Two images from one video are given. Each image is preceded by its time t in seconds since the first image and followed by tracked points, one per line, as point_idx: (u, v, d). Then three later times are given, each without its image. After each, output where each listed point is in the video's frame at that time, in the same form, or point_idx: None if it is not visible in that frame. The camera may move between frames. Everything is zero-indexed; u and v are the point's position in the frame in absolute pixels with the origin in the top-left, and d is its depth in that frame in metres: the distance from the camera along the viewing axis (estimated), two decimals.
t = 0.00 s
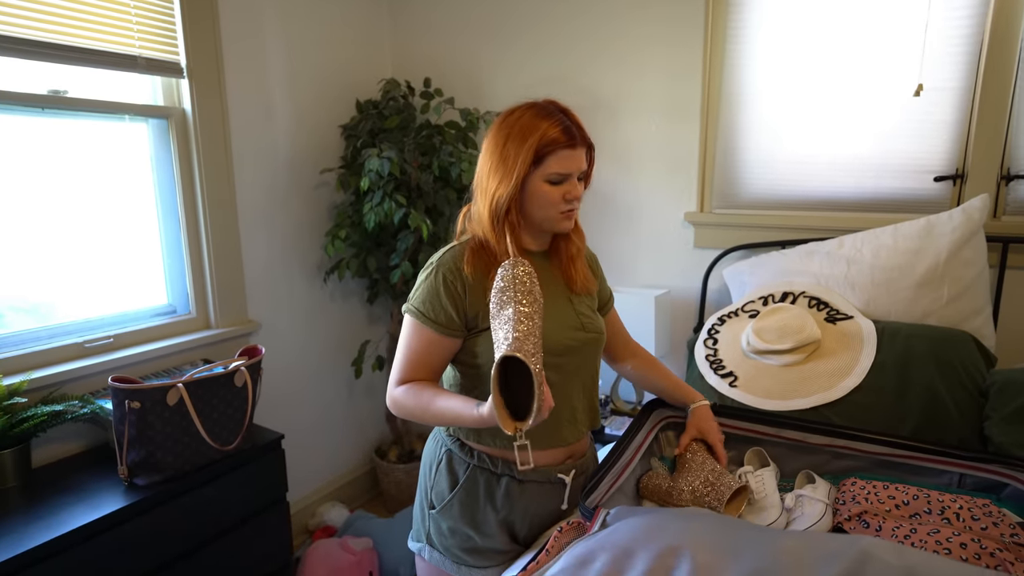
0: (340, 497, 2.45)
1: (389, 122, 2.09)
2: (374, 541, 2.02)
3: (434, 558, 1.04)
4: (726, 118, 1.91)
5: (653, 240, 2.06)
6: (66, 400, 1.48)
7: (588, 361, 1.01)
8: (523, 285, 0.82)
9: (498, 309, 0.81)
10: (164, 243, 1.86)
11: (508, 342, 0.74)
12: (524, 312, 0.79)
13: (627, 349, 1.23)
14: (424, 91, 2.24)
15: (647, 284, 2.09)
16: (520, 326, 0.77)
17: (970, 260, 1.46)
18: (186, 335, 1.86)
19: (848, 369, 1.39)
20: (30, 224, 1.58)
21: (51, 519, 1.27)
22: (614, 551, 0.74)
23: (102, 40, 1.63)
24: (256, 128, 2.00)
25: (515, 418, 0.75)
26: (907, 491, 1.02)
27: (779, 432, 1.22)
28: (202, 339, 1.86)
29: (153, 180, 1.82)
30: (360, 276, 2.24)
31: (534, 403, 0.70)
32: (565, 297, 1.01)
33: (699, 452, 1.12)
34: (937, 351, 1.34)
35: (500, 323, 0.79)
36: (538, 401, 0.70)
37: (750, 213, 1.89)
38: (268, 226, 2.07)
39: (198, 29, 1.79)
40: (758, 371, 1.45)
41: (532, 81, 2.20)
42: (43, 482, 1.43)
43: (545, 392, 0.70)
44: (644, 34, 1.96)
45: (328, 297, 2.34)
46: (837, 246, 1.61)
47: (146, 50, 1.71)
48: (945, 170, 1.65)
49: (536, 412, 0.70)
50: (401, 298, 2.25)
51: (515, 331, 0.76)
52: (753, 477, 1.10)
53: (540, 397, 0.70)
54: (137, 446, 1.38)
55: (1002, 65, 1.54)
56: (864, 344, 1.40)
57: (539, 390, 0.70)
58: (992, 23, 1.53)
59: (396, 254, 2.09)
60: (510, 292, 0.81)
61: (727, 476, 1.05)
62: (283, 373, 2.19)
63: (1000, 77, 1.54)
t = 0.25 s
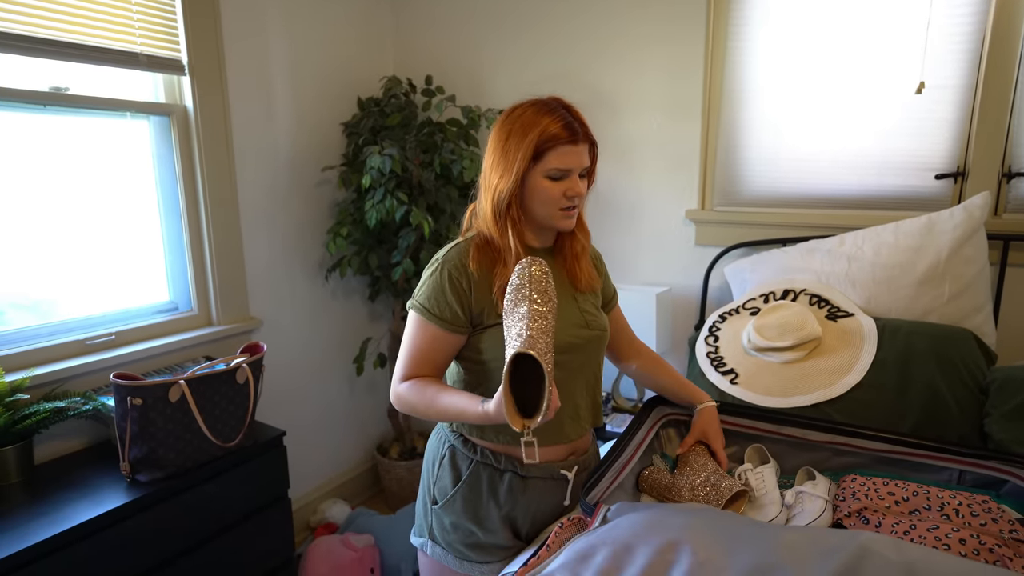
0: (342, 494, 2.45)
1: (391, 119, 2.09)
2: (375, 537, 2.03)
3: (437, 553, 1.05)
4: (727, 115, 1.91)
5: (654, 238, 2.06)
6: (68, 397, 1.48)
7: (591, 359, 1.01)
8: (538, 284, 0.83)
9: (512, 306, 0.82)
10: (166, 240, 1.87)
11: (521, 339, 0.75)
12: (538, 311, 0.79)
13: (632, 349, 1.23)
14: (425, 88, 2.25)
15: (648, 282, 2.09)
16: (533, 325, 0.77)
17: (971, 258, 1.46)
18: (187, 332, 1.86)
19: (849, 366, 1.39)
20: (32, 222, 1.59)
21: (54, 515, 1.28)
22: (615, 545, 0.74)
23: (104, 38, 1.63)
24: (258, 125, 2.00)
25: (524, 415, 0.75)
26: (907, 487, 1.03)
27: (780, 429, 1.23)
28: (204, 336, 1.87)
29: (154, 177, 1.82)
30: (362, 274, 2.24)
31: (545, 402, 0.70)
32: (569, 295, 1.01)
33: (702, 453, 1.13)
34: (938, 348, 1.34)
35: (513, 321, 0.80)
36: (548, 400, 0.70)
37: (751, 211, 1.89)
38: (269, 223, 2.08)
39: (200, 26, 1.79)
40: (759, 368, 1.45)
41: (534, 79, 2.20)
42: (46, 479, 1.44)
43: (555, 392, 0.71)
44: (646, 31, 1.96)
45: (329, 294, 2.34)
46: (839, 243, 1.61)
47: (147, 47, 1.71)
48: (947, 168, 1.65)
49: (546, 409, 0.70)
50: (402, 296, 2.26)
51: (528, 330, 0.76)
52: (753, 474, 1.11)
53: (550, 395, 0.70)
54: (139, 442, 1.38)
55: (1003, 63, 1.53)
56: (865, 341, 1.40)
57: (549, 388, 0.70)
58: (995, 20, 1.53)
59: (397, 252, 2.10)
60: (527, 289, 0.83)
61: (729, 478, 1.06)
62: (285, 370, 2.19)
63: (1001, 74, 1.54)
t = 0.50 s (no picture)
0: (343, 492, 2.46)
1: (391, 118, 2.10)
2: (376, 535, 2.04)
3: (437, 549, 1.06)
4: (727, 114, 1.91)
5: (655, 236, 2.06)
6: (70, 395, 1.49)
7: (592, 358, 1.01)
8: (544, 287, 0.84)
9: (518, 308, 0.83)
10: (166, 239, 1.87)
11: (527, 341, 0.75)
12: (544, 313, 0.80)
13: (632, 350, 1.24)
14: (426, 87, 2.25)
15: (648, 280, 2.10)
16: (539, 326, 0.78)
17: (970, 256, 1.46)
18: (188, 331, 1.87)
19: (848, 364, 1.39)
20: (34, 220, 1.60)
21: (56, 513, 1.29)
22: (614, 540, 0.75)
23: (105, 36, 1.64)
24: (259, 123, 2.01)
25: (528, 415, 0.75)
26: (905, 484, 1.04)
27: (779, 426, 1.23)
28: (205, 335, 1.87)
29: (155, 176, 1.83)
30: (363, 272, 2.25)
31: (549, 403, 0.70)
32: (570, 294, 1.01)
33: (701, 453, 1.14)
34: (937, 346, 1.35)
35: (519, 322, 0.81)
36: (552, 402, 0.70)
37: (751, 209, 1.89)
38: (270, 222, 2.08)
39: (200, 25, 1.79)
40: (758, 366, 1.46)
41: (534, 77, 2.20)
42: (48, 476, 1.44)
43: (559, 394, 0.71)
44: (647, 30, 1.96)
45: (330, 292, 2.35)
46: (838, 242, 1.62)
47: (148, 46, 1.72)
48: (946, 166, 1.65)
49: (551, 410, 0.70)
50: (403, 294, 2.26)
51: (533, 332, 0.77)
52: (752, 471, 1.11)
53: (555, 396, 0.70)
54: (141, 440, 1.39)
55: (1003, 61, 1.54)
56: (864, 339, 1.41)
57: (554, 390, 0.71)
58: (994, 18, 1.53)
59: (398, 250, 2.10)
60: (533, 291, 0.84)
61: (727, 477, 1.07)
62: (286, 368, 2.20)
63: (1000, 72, 1.54)
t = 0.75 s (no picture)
0: (343, 490, 2.46)
1: (390, 117, 2.10)
2: (376, 533, 2.04)
3: (436, 547, 1.06)
4: (726, 113, 1.92)
5: (653, 235, 2.07)
6: (69, 393, 1.49)
7: (590, 356, 1.02)
8: (545, 290, 0.84)
9: (517, 311, 0.83)
10: (166, 238, 1.87)
11: (527, 345, 0.75)
12: (544, 316, 0.80)
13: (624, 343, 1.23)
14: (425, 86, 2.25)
15: (647, 279, 2.10)
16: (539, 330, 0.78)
17: (967, 254, 1.47)
18: (188, 329, 1.87)
19: (845, 362, 1.40)
20: (33, 218, 1.60)
21: (56, 511, 1.29)
22: (611, 536, 0.75)
23: (104, 35, 1.64)
24: (258, 122, 2.01)
25: (525, 419, 0.75)
26: (901, 480, 1.04)
27: (777, 424, 1.24)
28: (205, 333, 1.87)
29: (154, 174, 1.83)
30: (362, 271, 2.25)
31: (546, 407, 0.70)
32: (568, 292, 1.02)
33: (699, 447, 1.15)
34: (934, 344, 1.35)
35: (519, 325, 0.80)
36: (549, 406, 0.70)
37: (749, 208, 1.90)
38: (269, 220, 2.08)
39: (199, 23, 1.79)
40: (756, 364, 1.47)
41: (533, 76, 2.20)
42: (47, 474, 1.45)
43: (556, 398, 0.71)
44: (646, 29, 1.97)
45: (329, 291, 2.35)
46: (836, 240, 1.62)
47: (147, 44, 1.72)
48: (943, 165, 1.66)
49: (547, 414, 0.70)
50: (402, 292, 2.27)
51: (532, 335, 0.77)
52: (749, 467, 1.12)
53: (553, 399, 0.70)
54: (140, 438, 1.39)
55: (1000, 60, 1.54)
56: (861, 337, 1.42)
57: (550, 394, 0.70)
58: (992, 17, 1.54)
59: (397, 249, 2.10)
60: (533, 293, 0.84)
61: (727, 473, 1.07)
62: (286, 367, 2.20)
63: (997, 72, 1.55)
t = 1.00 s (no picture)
0: (340, 489, 2.47)
1: (387, 116, 2.10)
2: (373, 531, 2.05)
3: (429, 545, 1.06)
4: (722, 112, 1.92)
5: (649, 234, 2.07)
6: (65, 392, 1.49)
7: (582, 357, 1.02)
8: (538, 289, 0.85)
9: (512, 309, 0.83)
10: (162, 237, 1.87)
11: (520, 344, 0.75)
12: (538, 315, 0.80)
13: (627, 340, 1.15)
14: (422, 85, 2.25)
15: (643, 277, 2.11)
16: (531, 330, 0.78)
17: (960, 253, 1.48)
18: (184, 328, 1.87)
19: (839, 360, 1.40)
20: (29, 218, 1.59)
21: (52, 510, 1.29)
22: (605, 533, 0.76)
23: (99, 33, 1.63)
24: (254, 121, 2.01)
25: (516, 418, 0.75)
26: (894, 477, 1.05)
27: (771, 421, 1.25)
28: (201, 332, 1.87)
29: (151, 173, 1.83)
30: (359, 269, 2.25)
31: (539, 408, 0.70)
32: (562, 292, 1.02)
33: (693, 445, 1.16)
34: (927, 342, 1.36)
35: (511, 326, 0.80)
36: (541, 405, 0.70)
37: (745, 207, 1.91)
38: (265, 219, 2.08)
39: (196, 22, 1.79)
40: (751, 362, 1.47)
41: (529, 75, 2.21)
42: (43, 474, 1.44)
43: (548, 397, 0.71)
44: (642, 28, 1.97)
45: (326, 290, 2.35)
46: (831, 238, 1.63)
47: (143, 43, 1.72)
48: (937, 164, 1.67)
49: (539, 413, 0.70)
50: (398, 291, 2.27)
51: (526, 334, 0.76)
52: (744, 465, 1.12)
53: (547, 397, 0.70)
54: (136, 437, 1.39)
55: (994, 60, 1.55)
56: (855, 335, 1.42)
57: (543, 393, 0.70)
58: (986, 17, 1.54)
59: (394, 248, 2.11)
60: (527, 293, 0.84)
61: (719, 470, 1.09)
62: (282, 366, 2.20)
63: (991, 71, 1.56)
